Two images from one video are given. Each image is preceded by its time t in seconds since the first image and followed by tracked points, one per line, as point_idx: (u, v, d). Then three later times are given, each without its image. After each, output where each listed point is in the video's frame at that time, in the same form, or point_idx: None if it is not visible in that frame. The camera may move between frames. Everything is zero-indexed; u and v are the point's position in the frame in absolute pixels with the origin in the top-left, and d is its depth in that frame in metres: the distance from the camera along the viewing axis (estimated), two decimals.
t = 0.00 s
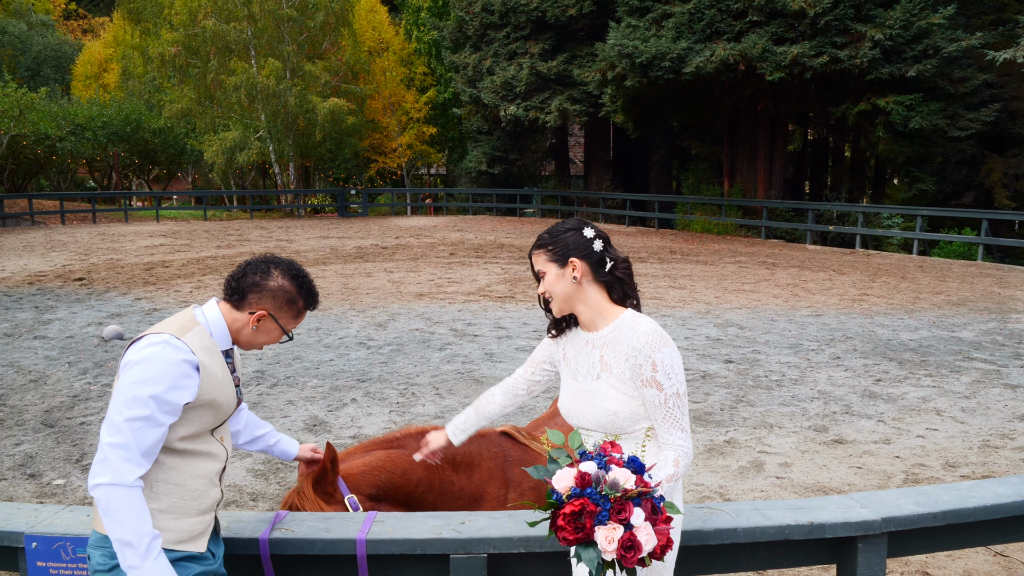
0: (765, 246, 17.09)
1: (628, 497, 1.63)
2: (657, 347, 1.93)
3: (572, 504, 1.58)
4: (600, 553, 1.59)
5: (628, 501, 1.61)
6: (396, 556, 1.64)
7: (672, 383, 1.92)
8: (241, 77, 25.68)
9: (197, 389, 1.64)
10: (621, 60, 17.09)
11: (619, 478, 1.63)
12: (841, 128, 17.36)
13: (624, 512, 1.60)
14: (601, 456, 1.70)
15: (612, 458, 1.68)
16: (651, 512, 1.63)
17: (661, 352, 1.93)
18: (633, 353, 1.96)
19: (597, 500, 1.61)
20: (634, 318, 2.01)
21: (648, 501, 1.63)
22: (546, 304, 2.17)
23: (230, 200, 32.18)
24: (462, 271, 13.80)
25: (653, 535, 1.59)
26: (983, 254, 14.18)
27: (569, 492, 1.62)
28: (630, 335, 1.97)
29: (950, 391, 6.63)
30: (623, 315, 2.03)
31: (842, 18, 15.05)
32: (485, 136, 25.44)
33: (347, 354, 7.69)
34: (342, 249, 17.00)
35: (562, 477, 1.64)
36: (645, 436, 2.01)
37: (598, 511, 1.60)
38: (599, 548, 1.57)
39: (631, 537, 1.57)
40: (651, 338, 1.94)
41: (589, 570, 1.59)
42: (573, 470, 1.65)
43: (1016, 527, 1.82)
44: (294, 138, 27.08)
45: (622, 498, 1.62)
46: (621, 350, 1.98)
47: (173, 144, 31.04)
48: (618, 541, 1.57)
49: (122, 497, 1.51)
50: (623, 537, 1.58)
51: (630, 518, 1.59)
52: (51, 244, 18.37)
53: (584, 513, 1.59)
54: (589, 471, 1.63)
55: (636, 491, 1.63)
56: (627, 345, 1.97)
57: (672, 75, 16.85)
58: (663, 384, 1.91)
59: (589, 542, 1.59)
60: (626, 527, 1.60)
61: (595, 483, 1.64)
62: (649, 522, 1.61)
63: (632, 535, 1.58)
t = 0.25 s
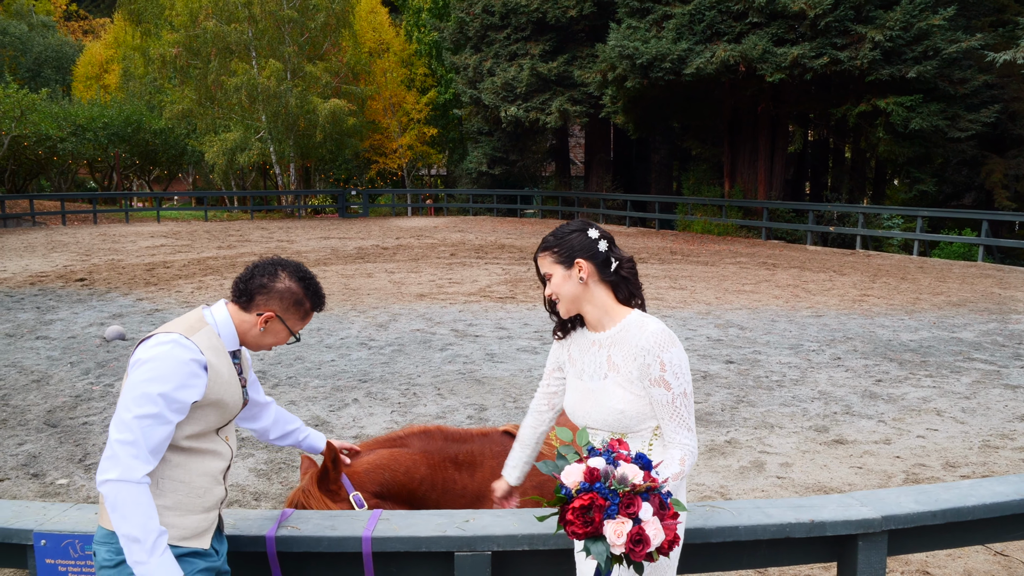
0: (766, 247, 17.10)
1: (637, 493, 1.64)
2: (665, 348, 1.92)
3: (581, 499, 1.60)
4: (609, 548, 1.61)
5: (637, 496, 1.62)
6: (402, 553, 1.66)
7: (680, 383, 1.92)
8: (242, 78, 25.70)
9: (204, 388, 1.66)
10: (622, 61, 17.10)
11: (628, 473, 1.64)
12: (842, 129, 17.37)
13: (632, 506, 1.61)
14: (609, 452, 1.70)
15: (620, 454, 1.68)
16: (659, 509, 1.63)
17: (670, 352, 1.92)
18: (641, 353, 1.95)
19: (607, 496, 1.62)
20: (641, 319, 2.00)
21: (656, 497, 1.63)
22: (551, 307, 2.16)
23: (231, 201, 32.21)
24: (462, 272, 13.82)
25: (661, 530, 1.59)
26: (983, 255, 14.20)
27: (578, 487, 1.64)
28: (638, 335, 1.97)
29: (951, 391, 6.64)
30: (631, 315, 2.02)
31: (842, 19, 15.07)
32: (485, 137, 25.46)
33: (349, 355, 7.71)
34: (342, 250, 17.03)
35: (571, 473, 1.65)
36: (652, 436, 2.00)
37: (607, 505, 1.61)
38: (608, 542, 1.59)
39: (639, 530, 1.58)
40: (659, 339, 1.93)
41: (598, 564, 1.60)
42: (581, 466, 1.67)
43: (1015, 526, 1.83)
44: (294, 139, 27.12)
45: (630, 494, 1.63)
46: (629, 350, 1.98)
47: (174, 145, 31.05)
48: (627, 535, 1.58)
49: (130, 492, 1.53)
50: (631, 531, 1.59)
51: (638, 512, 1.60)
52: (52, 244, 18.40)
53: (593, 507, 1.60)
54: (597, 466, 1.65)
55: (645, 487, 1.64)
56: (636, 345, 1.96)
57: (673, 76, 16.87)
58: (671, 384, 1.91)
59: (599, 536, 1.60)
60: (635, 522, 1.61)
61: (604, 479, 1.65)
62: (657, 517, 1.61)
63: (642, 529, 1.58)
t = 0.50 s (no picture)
0: (765, 247, 17.13)
1: (649, 498, 1.65)
2: (674, 349, 1.95)
3: (593, 502, 1.62)
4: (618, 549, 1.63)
5: (648, 501, 1.64)
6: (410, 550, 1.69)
7: (688, 384, 1.94)
8: (242, 78, 25.71)
9: (216, 387, 1.68)
10: (622, 62, 17.13)
11: (640, 478, 1.65)
12: (841, 130, 17.41)
13: (644, 511, 1.64)
14: (621, 454, 1.72)
15: (632, 457, 1.70)
16: (668, 513, 1.65)
17: (678, 354, 1.94)
18: (650, 353, 1.97)
19: (619, 499, 1.64)
20: (652, 319, 2.02)
21: (667, 502, 1.65)
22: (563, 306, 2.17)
23: (230, 201, 32.22)
24: (462, 272, 13.84)
25: (670, 535, 1.63)
26: (982, 255, 14.22)
27: (591, 489, 1.65)
28: (649, 335, 1.99)
29: (950, 391, 6.67)
30: (642, 315, 2.04)
31: (842, 20, 15.11)
32: (485, 137, 25.48)
33: (350, 354, 7.74)
34: (342, 250, 17.05)
35: (583, 474, 1.67)
36: (660, 434, 2.02)
37: (619, 510, 1.63)
38: (618, 545, 1.62)
39: (650, 535, 1.61)
40: (669, 340, 1.96)
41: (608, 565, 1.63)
42: (594, 467, 1.68)
43: (1012, 523, 1.86)
44: (294, 139, 27.15)
45: (642, 499, 1.64)
46: (638, 349, 2.00)
47: (173, 145, 31.03)
48: (637, 539, 1.61)
49: (140, 488, 1.56)
50: (642, 535, 1.61)
51: (649, 518, 1.62)
52: (52, 244, 18.42)
53: (606, 510, 1.62)
54: (611, 469, 1.66)
55: (656, 492, 1.65)
56: (646, 345, 1.98)
57: (673, 77, 16.90)
58: (679, 384, 1.93)
59: (609, 538, 1.63)
60: (645, 526, 1.63)
61: (616, 482, 1.67)
62: (666, 522, 1.64)
63: (651, 535, 1.61)
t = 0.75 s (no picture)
0: (764, 248, 17.17)
1: (651, 483, 1.69)
2: (689, 343, 1.96)
3: (597, 484, 1.65)
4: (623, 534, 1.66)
5: (650, 486, 1.67)
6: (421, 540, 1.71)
7: (701, 378, 1.94)
8: (242, 77, 25.71)
9: (242, 381, 1.70)
10: (622, 62, 17.16)
11: (644, 464, 1.69)
12: (840, 131, 17.45)
13: (646, 495, 1.67)
14: (629, 442, 1.76)
15: (638, 444, 1.74)
16: (672, 499, 1.68)
17: (693, 348, 1.95)
18: (666, 347, 1.98)
19: (622, 483, 1.67)
20: (670, 313, 2.02)
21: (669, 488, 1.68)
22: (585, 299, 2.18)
23: (229, 200, 32.23)
24: (462, 272, 13.87)
25: (672, 520, 1.64)
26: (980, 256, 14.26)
27: (595, 472, 1.69)
28: (665, 329, 1.99)
29: (949, 391, 6.70)
30: (660, 310, 2.04)
31: (841, 21, 15.15)
32: (484, 137, 25.49)
33: (351, 353, 7.76)
34: (342, 250, 17.06)
35: (589, 458, 1.71)
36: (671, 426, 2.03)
37: (621, 492, 1.66)
38: (619, 528, 1.64)
39: (651, 520, 1.64)
40: (685, 334, 1.96)
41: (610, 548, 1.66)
42: (598, 453, 1.72)
43: (1015, 517, 1.88)
44: (293, 139, 27.16)
45: (645, 483, 1.68)
46: (655, 342, 2.01)
47: (172, 144, 31.01)
48: (639, 522, 1.63)
49: (165, 478, 1.58)
50: (643, 519, 1.64)
51: (650, 502, 1.65)
52: (51, 243, 18.44)
53: (608, 493, 1.65)
54: (615, 454, 1.70)
55: (660, 478, 1.69)
56: (662, 338, 1.99)
57: (673, 77, 16.93)
58: (692, 378, 1.94)
59: (611, 521, 1.65)
60: (647, 510, 1.66)
61: (621, 467, 1.70)
62: (669, 508, 1.66)
63: (653, 518, 1.64)
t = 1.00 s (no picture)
0: (763, 248, 17.22)
1: (677, 471, 1.71)
2: (712, 337, 1.97)
3: (624, 472, 1.69)
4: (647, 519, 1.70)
5: (676, 474, 1.69)
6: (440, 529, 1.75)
7: (723, 372, 1.96)
8: (242, 77, 25.71)
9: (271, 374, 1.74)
10: (622, 62, 17.21)
11: (669, 452, 1.72)
12: (839, 131, 17.50)
13: (672, 483, 1.69)
14: (652, 432, 1.79)
15: (662, 434, 1.77)
16: (695, 488, 1.70)
17: (715, 342, 1.97)
18: (688, 340, 1.99)
19: (648, 470, 1.70)
20: (692, 308, 2.03)
21: (694, 477, 1.70)
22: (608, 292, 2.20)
23: (228, 200, 32.24)
24: (462, 272, 13.90)
25: (696, 508, 1.67)
26: (979, 257, 14.31)
27: (621, 461, 1.73)
28: (688, 323, 2.00)
29: (950, 390, 6.74)
30: (683, 304, 2.05)
31: (841, 22, 15.19)
32: (483, 137, 25.51)
33: (354, 352, 7.79)
34: (342, 249, 17.09)
35: (615, 447, 1.74)
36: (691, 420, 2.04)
37: (648, 479, 1.69)
38: (645, 515, 1.67)
39: (676, 506, 1.65)
40: (707, 328, 1.98)
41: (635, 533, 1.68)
42: (625, 441, 1.75)
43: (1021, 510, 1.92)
44: (293, 139, 27.19)
45: (670, 472, 1.70)
46: (677, 336, 2.01)
47: (172, 143, 31.01)
48: (664, 510, 1.66)
49: (197, 468, 1.61)
50: (668, 506, 1.66)
51: (676, 489, 1.67)
52: (51, 242, 18.46)
53: (635, 480, 1.69)
54: (641, 443, 1.73)
55: (684, 467, 1.71)
56: (685, 332, 2.00)
57: (673, 78, 16.97)
58: (714, 371, 1.95)
59: (637, 507, 1.69)
60: (672, 498, 1.68)
61: (646, 455, 1.74)
62: (693, 496, 1.68)
63: (677, 506, 1.65)
